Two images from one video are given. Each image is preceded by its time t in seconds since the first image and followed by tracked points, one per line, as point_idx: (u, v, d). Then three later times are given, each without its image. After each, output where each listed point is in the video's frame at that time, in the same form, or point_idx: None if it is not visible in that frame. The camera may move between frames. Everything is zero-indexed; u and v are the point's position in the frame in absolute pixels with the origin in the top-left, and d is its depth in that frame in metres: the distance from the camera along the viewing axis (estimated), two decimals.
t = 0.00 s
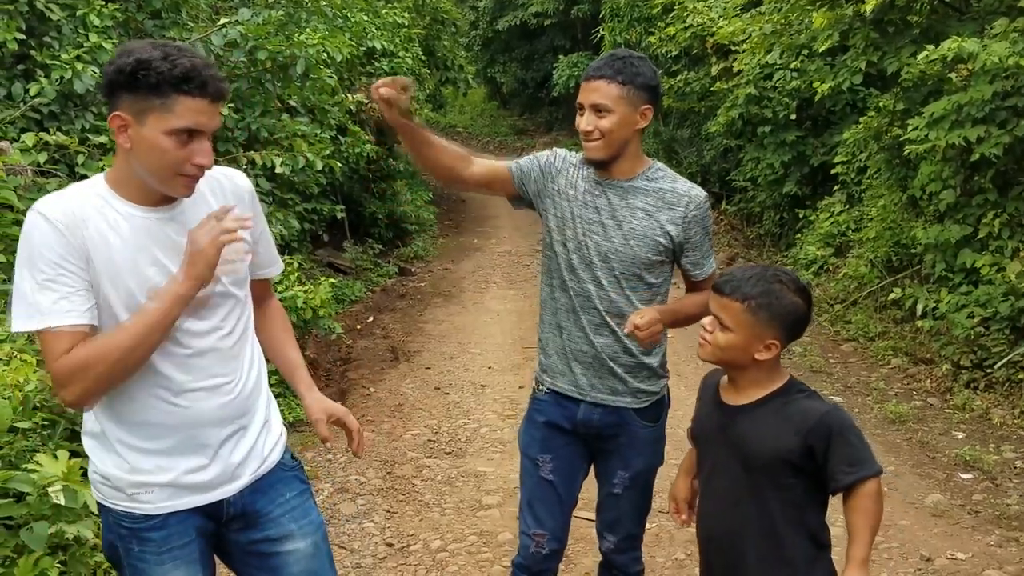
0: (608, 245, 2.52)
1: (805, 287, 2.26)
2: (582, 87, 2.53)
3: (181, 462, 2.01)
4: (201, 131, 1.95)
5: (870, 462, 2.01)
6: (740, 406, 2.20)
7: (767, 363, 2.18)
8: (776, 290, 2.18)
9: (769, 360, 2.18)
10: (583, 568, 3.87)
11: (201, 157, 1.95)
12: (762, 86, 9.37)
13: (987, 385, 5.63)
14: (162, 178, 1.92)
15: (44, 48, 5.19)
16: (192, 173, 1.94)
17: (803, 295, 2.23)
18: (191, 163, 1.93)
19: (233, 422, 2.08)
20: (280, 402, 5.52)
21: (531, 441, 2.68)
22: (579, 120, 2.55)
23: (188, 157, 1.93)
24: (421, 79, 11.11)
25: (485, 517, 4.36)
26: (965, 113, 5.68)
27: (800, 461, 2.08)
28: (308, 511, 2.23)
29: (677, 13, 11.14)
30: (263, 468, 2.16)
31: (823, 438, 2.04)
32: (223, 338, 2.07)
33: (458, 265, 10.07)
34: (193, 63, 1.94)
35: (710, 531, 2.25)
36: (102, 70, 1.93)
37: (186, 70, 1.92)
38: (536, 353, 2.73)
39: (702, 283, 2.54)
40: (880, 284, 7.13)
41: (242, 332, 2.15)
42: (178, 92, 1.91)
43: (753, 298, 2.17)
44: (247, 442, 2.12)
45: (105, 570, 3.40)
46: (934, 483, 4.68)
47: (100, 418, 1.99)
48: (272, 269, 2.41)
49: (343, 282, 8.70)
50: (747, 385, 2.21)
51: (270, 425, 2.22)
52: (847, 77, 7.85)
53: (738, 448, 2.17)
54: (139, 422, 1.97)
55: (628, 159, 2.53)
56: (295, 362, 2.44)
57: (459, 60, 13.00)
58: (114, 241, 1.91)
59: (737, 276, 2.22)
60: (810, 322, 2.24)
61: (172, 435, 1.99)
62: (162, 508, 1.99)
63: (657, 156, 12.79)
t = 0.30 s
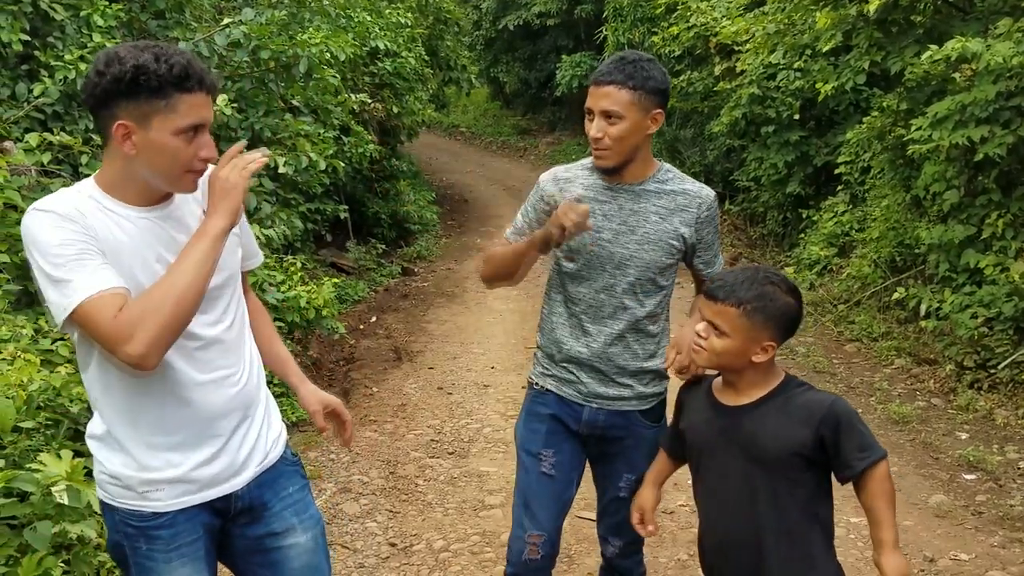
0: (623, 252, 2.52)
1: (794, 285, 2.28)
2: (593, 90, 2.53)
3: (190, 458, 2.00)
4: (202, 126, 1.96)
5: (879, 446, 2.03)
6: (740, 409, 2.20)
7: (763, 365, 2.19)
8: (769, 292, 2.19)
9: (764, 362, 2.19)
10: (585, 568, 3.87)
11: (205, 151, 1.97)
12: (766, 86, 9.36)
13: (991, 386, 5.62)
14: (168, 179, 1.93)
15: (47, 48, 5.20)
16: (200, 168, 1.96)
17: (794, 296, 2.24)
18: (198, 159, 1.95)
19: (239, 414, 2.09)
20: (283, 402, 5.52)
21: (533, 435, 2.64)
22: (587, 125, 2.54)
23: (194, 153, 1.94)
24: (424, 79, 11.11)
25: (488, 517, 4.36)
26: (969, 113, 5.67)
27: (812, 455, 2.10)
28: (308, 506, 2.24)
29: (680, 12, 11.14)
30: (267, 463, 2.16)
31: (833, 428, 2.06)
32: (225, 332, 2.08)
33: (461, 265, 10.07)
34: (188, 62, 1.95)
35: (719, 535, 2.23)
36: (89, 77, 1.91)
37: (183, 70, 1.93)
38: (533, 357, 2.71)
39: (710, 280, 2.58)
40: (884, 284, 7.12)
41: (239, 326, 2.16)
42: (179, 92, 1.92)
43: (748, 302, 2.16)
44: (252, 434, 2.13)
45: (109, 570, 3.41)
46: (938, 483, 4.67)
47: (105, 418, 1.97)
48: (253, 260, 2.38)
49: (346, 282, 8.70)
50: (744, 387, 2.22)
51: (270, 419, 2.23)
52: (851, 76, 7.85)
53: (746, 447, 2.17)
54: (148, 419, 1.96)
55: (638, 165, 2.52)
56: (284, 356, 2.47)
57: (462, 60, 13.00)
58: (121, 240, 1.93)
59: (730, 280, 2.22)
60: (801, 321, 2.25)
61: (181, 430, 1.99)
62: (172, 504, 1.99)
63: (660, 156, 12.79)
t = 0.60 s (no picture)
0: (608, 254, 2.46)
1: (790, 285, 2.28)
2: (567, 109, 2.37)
3: (207, 448, 2.00)
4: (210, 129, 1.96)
5: (873, 454, 2.03)
6: (741, 412, 2.20)
7: (761, 365, 2.19)
8: (763, 292, 2.18)
9: (763, 362, 2.18)
10: (587, 569, 3.87)
11: (209, 152, 1.96)
12: (770, 86, 9.35)
13: (995, 386, 5.61)
14: (174, 177, 1.93)
15: (52, 48, 5.21)
16: (203, 170, 1.97)
17: (790, 295, 2.24)
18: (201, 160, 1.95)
19: (252, 406, 2.10)
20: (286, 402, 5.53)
21: (525, 443, 2.58)
22: (563, 136, 2.41)
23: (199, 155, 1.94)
24: (428, 79, 11.11)
25: (491, 517, 4.36)
26: (973, 113, 5.65)
27: (810, 458, 2.09)
28: (311, 499, 2.26)
29: (684, 13, 11.13)
30: (275, 454, 2.17)
31: (831, 431, 2.06)
32: (236, 324, 2.09)
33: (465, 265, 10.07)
34: (200, 66, 1.95)
35: (722, 538, 2.22)
36: (105, 72, 1.92)
37: (195, 73, 1.93)
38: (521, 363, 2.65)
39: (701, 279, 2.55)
40: (887, 284, 7.11)
41: (248, 320, 2.17)
42: (188, 94, 1.92)
43: (742, 303, 2.16)
44: (262, 426, 2.14)
45: (112, 569, 3.42)
46: (941, 484, 4.66)
47: (119, 407, 1.96)
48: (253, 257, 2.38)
49: (349, 281, 8.71)
50: (743, 388, 2.22)
51: (279, 412, 2.24)
52: (855, 76, 7.84)
53: (745, 450, 2.17)
54: (166, 409, 1.95)
55: (618, 170, 2.46)
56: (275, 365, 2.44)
57: (466, 60, 12.99)
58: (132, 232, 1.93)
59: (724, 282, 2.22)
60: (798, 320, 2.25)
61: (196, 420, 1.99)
62: (188, 494, 1.99)
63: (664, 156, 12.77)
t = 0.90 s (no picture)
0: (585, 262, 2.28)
1: (791, 286, 2.27)
2: (557, 125, 2.15)
3: (231, 435, 2.03)
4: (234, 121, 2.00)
5: (872, 462, 2.03)
6: (744, 413, 2.21)
7: (762, 366, 2.19)
8: (761, 293, 2.18)
9: (763, 363, 2.18)
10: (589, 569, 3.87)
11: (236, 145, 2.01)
12: (773, 86, 9.34)
13: (998, 387, 5.61)
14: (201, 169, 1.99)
15: (56, 49, 5.22)
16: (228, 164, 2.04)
17: (789, 296, 2.23)
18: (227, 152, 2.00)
19: (275, 396, 2.13)
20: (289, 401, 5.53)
21: (502, 481, 2.31)
22: (551, 148, 2.18)
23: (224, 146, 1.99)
24: (431, 80, 11.11)
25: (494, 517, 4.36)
26: (977, 114, 5.64)
27: (807, 463, 2.09)
28: (309, 496, 2.27)
29: (687, 13, 11.12)
30: (290, 448, 2.19)
31: (829, 436, 2.06)
32: (264, 315, 2.12)
33: (468, 265, 10.07)
34: (222, 61, 2.00)
35: (720, 537, 2.23)
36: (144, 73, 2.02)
37: (215, 67, 1.98)
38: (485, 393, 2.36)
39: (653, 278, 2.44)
40: (890, 285, 7.10)
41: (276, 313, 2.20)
42: (208, 87, 1.97)
43: (739, 305, 2.16)
44: (284, 418, 2.16)
45: (115, 569, 3.43)
46: (944, 484, 4.66)
47: (146, 388, 1.99)
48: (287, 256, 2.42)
49: (352, 282, 8.71)
50: (747, 389, 2.22)
51: (300, 408, 2.26)
52: (858, 77, 7.84)
53: (745, 452, 2.18)
54: (194, 393, 1.98)
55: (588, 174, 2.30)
56: (302, 357, 2.51)
57: (469, 60, 13.00)
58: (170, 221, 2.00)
59: (722, 284, 2.21)
60: (800, 320, 2.24)
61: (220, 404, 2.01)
62: (210, 479, 2.02)
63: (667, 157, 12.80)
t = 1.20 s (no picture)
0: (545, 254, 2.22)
1: (789, 283, 2.28)
2: (560, 116, 2.08)
3: (227, 417, 2.09)
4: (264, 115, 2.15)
5: (878, 459, 2.04)
6: (747, 413, 2.20)
7: (763, 363, 2.19)
8: (761, 290, 2.19)
9: (764, 361, 2.19)
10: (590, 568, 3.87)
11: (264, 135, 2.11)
12: (775, 86, 9.33)
13: (1001, 387, 5.60)
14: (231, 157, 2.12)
15: (58, 48, 5.23)
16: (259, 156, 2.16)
17: (789, 292, 2.24)
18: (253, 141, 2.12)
19: (277, 390, 2.17)
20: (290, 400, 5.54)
21: (473, 507, 2.24)
22: (546, 137, 2.09)
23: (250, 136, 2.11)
24: (433, 79, 11.11)
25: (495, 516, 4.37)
26: (979, 114, 5.64)
27: (814, 462, 2.10)
28: (313, 497, 2.29)
29: (690, 12, 11.11)
30: (290, 446, 2.21)
31: (834, 434, 2.07)
32: (278, 313, 2.18)
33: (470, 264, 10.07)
34: (255, 62, 2.16)
35: (724, 538, 2.23)
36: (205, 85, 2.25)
37: (247, 66, 2.14)
38: (449, 412, 2.28)
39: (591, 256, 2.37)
40: (893, 284, 7.09)
41: (295, 315, 2.25)
42: (238, 84, 2.13)
43: (740, 301, 2.17)
44: (286, 414, 2.20)
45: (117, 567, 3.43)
46: (946, 484, 4.66)
47: (155, 363, 2.11)
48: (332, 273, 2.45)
49: (354, 281, 8.71)
50: (749, 389, 2.21)
51: (310, 410, 2.29)
52: (860, 76, 7.84)
53: (750, 453, 2.17)
54: (197, 370, 2.08)
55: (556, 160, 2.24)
56: (347, 372, 2.55)
57: (471, 60, 13.00)
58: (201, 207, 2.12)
59: (722, 281, 2.22)
60: (799, 317, 2.25)
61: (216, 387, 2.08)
62: (201, 459, 2.08)
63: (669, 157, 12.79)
